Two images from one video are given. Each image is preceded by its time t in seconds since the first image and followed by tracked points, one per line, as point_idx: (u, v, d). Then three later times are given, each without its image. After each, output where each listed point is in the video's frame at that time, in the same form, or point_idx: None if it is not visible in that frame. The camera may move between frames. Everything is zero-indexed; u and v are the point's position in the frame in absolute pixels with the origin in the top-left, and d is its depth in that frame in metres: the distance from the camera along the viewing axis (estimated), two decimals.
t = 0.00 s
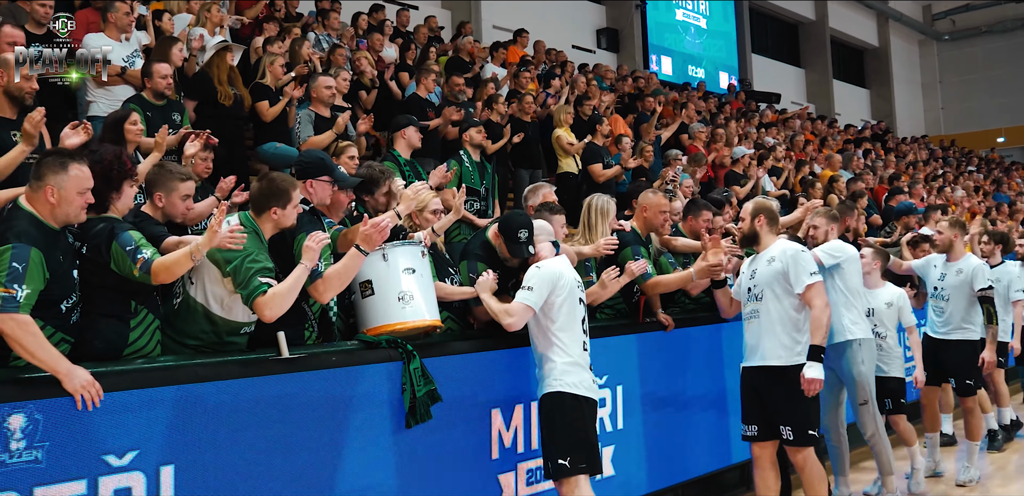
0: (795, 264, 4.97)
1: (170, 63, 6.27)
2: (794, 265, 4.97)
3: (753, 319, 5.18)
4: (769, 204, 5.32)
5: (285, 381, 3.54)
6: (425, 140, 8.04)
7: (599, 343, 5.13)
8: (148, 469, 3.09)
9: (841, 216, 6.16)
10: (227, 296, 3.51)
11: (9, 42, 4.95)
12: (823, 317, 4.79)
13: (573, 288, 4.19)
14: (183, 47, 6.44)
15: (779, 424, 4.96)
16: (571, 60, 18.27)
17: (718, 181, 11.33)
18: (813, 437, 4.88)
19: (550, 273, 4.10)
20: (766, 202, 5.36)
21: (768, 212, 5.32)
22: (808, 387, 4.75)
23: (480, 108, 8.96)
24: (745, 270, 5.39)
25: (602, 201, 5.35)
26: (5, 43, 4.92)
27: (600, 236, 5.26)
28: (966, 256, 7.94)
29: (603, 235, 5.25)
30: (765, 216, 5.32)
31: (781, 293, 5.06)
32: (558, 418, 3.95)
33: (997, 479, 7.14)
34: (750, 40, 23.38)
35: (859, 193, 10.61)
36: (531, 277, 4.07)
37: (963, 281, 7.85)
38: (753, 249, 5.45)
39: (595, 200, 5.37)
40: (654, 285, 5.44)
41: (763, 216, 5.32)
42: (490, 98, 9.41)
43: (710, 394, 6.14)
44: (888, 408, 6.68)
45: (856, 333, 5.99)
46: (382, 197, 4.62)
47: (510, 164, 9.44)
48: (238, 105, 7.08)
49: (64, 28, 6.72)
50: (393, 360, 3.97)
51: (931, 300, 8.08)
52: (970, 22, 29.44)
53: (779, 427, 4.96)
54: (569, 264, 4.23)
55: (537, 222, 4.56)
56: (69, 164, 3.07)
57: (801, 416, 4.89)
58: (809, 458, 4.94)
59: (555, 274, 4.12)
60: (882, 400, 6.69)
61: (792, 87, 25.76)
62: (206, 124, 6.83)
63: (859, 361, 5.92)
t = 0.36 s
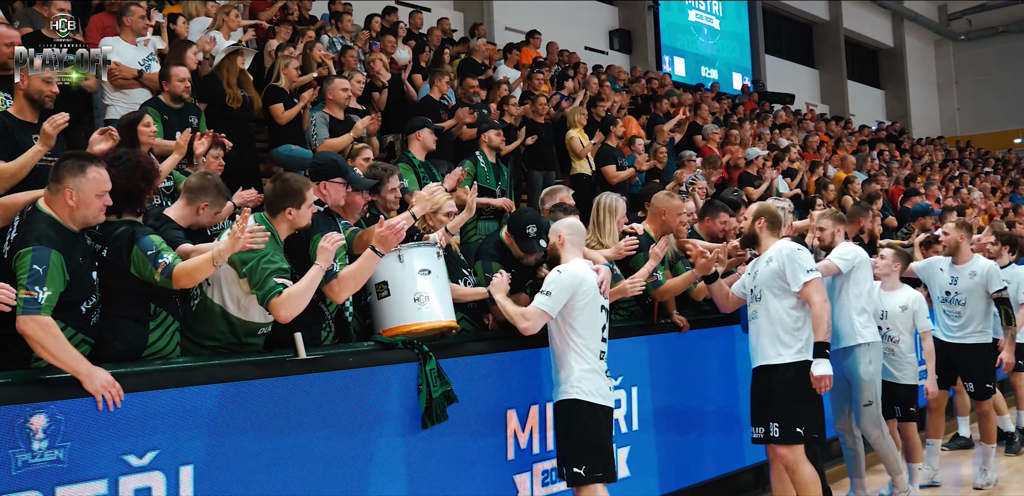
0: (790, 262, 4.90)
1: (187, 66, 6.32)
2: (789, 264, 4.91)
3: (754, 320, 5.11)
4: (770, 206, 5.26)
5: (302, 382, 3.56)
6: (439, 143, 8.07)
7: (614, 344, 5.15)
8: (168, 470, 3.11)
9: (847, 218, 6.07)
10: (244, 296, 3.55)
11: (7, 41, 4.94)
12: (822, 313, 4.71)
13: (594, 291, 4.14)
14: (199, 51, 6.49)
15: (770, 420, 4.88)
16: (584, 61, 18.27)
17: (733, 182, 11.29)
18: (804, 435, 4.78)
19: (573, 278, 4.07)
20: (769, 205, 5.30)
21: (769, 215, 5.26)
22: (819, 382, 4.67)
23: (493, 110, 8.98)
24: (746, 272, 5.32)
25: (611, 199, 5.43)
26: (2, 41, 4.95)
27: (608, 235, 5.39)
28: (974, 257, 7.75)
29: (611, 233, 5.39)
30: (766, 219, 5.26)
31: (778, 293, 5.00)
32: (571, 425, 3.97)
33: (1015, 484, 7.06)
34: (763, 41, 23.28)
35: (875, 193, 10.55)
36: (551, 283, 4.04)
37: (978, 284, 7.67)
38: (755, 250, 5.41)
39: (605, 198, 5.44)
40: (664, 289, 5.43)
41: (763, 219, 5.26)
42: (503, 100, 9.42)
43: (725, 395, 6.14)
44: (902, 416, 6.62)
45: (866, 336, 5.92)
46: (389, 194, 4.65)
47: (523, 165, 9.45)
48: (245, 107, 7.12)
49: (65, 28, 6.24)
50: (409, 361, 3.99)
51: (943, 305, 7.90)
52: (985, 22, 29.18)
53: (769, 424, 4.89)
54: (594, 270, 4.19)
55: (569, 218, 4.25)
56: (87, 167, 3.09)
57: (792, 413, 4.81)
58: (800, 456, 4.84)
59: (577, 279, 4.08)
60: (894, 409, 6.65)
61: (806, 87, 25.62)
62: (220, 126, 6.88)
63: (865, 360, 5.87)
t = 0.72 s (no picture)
0: (786, 264, 4.81)
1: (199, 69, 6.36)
2: (785, 265, 4.81)
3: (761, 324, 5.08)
4: (780, 210, 5.16)
5: (312, 384, 3.57)
6: (450, 146, 8.09)
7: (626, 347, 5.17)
8: (181, 472, 3.13)
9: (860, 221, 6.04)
10: (255, 299, 3.58)
11: (12, 42, 5.24)
12: (806, 312, 4.60)
13: (619, 302, 4.08)
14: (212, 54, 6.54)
15: (767, 420, 4.83)
16: (596, 64, 18.27)
17: (744, 185, 11.27)
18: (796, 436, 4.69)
19: (595, 287, 3.97)
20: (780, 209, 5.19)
21: (779, 219, 5.15)
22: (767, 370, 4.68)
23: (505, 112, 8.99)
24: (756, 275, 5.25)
25: (620, 201, 5.49)
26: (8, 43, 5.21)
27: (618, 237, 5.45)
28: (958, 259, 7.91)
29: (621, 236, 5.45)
30: (776, 223, 5.15)
31: (777, 297, 4.94)
32: (589, 436, 3.92)
33: None
34: (775, 44, 23.21)
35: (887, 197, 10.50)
36: (570, 291, 3.96)
37: (964, 283, 7.79)
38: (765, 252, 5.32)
39: (614, 200, 5.51)
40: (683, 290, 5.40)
41: (774, 223, 5.16)
42: (515, 103, 9.44)
43: (736, 398, 6.14)
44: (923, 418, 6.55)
45: (877, 341, 5.89)
46: (402, 200, 4.66)
47: (534, 168, 9.46)
48: (264, 112, 7.12)
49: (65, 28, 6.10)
50: (421, 363, 3.99)
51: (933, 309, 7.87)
52: (997, 25, 29.02)
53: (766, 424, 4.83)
54: (619, 278, 4.09)
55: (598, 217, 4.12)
56: (102, 171, 3.12)
57: (787, 413, 4.73)
58: (793, 458, 4.74)
59: (599, 288, 3.99)
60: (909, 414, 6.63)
61: (818, 90, 25.51)
62: (234, 131, 6.92)
63: (874, 362, 5.84)
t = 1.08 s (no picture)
0: (775, 273, 4.66)
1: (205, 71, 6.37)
2: (774, 275, 4.67)
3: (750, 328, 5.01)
4: (781, 211, 5.01)
5: (318, 385, 3.57)
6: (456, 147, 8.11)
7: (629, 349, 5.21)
8: (187, 473, 3.14)
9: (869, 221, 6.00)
10: (261, 299, 3.59)
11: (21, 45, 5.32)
12: (796, 327, 4.47)
13: (630, 309, 3.94)
14: (218, 56, 6.56)
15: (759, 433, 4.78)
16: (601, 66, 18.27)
17: (749, 187, 11.27)
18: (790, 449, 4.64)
19: (606, 300, 3.83)
20: (780, 209, 5.05)
21: (780, 220, 5.02)
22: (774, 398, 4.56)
23: (510, 114, 9.00)
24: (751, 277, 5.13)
25: (620, 202, 5.60)
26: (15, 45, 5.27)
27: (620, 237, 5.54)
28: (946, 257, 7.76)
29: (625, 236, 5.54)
30: (776, 225, 5.01)
31: (763, 305, 4.83)
32: (604, 446, 3.88)
33: None
34: (780, 46, 23.18)
35: (891, 199, 10.50)
36: (582, 307, 3.81)
37: (951, 283, 7.68)
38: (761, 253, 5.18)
39: (615, 201, 5.61)
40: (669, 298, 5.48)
41: (774, 225, 5.00)
42: (520, 105, 9.45)
43: (740, 399, 6.17)
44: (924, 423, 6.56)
45: (882, 343, 5.87)
46: (414, 199, 4.65)
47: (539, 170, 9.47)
48: (273, 115, 7.11)
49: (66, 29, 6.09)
50: (427, 364, 3.99)
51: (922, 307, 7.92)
52: (1003, 27, 28.94)
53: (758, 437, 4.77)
54: (630, 283, 3.97)
55: (604, 218, 4.02)
56: (107, 171, 3.14)
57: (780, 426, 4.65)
58: (789, 470, 4.68)
59: (611, 299, 3.85)
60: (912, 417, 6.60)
61: (823, 91, 25.47)
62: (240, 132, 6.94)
63: (880, 366, 5.83)
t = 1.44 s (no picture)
0: (780, 287, 4.47)
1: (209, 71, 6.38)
2: (778, 288, 4.48)
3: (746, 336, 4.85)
4: (768, 211, 4.73)
5: (320, 386, 3.57)
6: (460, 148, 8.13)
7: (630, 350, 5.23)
8: (189, 473, 3.14)
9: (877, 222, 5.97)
10: (264, 299, 3.59)
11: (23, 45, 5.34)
12: (807, 345, 4.31)
13: (626, 313, 3.80)
14: (221, 57, 6.57)
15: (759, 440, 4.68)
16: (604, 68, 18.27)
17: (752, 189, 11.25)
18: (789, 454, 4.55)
19: (603, 305, 3.67)
20: (766, 206, 4.76)
21: (763, 220, 4.71)
22: (775, 415, 4.41)
23: (514, 115, 9.00)
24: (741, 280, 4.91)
25: (624, 203, 5.60)
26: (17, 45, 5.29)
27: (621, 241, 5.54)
28: (951, 262, 7.66)
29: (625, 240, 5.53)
30: (760, 224, 4.70)
31: (766, 316, 4.65)
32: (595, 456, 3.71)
33: None
34: (784, 48, 23.15)
35: (894, 201, 10.48)
36: (580, 312, 3.62)
37: (950, 289, 7.60)
38: (750, 252, 4.86)
39: (619, 202, 5.61)
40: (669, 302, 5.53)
41: (755, 224, 4.72)
42: (523, 106, 9.46)
43: (741, 399, 6.18)
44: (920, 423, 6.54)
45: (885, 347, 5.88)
46: (422, 200, 4.65)
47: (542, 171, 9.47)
48: (272, 114, 7.13)
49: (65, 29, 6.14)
50: (428, 364, 3.99)
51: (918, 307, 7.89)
52: (1006, 30, 28.88)
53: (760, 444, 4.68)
54: (623, 287, 3.83)
55: (604, 221, 3.86)
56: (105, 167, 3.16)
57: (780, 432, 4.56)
58: (790, 476, 4.61)
59: (607, 304, 3.69)
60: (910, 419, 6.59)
61: (826, 93, 25.43)
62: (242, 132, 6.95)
63: (883, 372, 5.84)
